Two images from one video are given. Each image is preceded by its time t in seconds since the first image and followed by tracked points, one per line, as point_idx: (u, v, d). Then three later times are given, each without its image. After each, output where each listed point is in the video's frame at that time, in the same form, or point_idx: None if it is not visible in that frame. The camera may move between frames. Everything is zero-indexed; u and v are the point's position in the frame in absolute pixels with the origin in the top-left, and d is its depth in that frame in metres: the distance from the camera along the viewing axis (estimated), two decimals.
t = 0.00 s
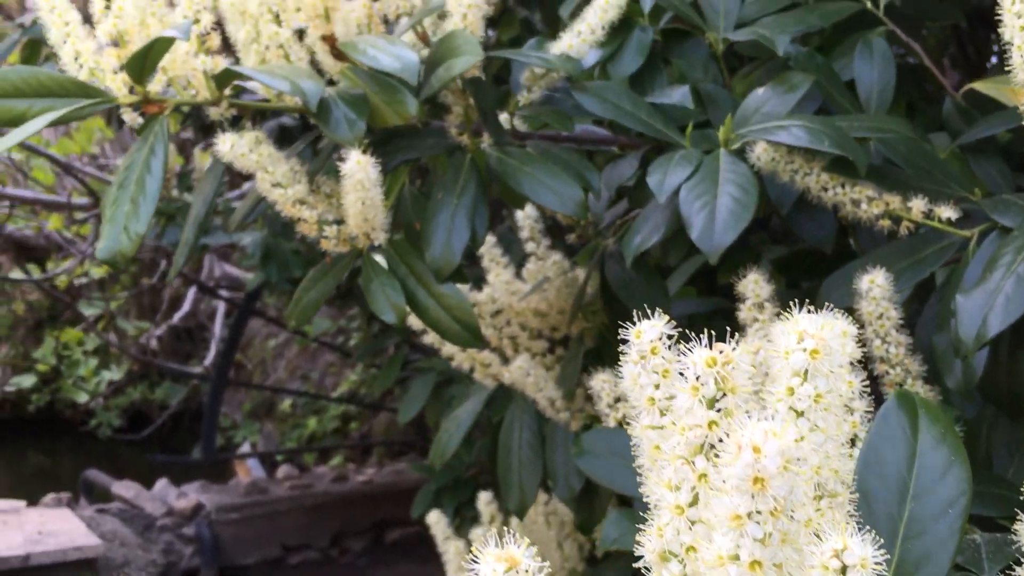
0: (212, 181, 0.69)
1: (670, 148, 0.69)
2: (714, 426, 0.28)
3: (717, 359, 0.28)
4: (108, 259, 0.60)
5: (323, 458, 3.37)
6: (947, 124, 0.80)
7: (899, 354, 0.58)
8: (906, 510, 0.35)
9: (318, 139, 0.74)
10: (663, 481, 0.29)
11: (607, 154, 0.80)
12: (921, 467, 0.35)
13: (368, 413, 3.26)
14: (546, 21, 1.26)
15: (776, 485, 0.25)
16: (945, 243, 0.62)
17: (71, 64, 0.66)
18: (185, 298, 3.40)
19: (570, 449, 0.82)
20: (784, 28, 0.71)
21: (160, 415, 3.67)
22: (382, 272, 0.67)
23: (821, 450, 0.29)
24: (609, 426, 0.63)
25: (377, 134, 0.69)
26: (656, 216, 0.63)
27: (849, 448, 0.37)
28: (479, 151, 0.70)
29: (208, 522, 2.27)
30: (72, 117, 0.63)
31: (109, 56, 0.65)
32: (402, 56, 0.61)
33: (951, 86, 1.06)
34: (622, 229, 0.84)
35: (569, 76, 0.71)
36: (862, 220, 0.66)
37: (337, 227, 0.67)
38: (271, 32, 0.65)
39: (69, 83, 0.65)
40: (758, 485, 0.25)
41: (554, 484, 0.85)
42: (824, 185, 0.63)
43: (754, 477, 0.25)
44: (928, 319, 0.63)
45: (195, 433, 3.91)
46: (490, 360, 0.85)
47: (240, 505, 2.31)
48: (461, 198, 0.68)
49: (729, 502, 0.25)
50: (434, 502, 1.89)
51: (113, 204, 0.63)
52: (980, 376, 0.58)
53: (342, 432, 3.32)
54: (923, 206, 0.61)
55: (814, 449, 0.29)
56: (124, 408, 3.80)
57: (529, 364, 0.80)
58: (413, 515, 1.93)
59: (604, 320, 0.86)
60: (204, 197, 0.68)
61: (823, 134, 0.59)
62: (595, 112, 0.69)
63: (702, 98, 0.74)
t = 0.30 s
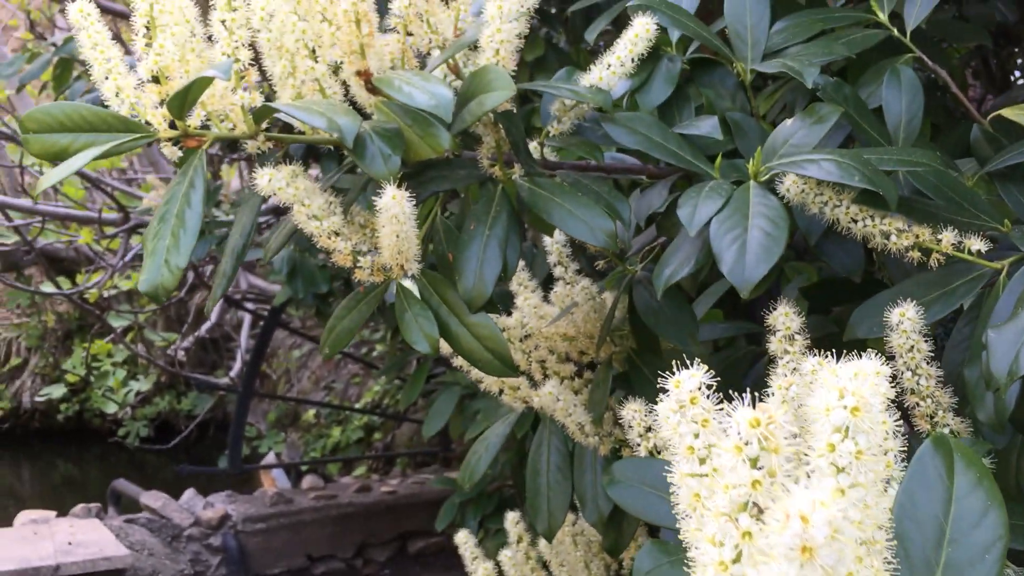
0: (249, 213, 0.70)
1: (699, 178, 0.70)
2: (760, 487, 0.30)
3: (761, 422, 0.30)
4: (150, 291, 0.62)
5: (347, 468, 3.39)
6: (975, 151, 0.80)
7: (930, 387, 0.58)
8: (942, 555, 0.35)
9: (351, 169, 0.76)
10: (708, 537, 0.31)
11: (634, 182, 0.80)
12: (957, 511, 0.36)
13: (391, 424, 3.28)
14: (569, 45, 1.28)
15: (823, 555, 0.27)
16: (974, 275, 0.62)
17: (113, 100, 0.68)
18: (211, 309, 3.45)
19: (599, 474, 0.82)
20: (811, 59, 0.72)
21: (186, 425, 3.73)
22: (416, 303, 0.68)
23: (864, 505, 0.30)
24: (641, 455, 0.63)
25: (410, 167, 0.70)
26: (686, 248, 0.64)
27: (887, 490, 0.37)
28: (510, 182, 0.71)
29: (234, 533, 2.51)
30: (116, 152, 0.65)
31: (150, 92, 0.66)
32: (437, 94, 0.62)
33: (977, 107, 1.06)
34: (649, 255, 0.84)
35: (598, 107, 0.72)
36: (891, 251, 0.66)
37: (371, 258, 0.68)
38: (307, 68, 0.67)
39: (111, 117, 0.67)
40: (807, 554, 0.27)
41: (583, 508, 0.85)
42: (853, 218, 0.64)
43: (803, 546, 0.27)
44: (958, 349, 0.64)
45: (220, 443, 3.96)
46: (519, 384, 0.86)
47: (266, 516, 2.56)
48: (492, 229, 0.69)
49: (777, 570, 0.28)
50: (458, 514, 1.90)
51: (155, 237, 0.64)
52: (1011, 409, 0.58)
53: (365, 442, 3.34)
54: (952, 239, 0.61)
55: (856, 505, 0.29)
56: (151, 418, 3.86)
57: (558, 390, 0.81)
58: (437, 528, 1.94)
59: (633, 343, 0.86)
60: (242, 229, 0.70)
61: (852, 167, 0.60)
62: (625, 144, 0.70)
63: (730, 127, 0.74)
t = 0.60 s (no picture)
0: (282, 235, 0.71)
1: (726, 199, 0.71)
2: (799, 527, 0.30)
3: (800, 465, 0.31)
4: (187, 314, 0.63)
5: (369, 473, 3.41)
6: (1001, 168, 0.80)
7: (959, 409, 0.59)
8: None
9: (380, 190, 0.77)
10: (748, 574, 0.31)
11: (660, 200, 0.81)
12: (992, 542, 0.36)
13: (413, 429, 3.30)
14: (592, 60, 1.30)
15: None
16: (1004, 296, 0.62)
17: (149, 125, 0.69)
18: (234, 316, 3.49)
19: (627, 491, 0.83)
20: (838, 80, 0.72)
21: (209, 430, 3.76)
22: (446, 324, 0.69)
23: (904, 547, 0.30)
24: (671, 474, 0.64)
25: (440, 189, 0.71)
26: (714, 270, 0.65)
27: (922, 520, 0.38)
28: (538, 203, 0.72)
29: (259, 538, 2.54)
30: (153, 177, 0.66)
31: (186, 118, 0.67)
32: (468, 119, 0.63)
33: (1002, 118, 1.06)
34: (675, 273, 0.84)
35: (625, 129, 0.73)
36: (919, 272, 0.67)
37: (402, 279, 0.70)
38: (340, 93, 0.68)
39: (147, 142, 0.68)
40: None
41: (610, 522, 0.85)
42: (882, 239, 0.64)
43: None
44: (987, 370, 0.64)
45: (243, 448, 4.00)
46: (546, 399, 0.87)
47: (290, 521, 2.59)
48: (521, 250, 0.70)
49: None
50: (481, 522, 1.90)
51: (190, 261, 0.65)
52: None
53: (387, 447, 3.36)
54: (981, 260, 0.62)
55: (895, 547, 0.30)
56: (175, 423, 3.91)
57: (584, 407, 0.82)
58: (461, 535, 1.95)
59: (658, 359, 0.86)
60: (275, 250, 0.70)
61: (880, 190, 0.60)
62: (652, 165, 0.71)
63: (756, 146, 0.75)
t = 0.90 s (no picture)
0: (321, 251, 0.72)
1: (762, 213, 0.71)
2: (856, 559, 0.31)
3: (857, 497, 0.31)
4: (230, 331, 0.64)
5: (395, 478, 3.43)
6: None
7: (1001, 426, 0.58)
8: None
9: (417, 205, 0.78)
10: None
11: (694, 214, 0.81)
12: None
13: (438, 434, 3.31)
14: (621, 69, 1.30)
15: None
16: None
17: (191, 143, 0.71)
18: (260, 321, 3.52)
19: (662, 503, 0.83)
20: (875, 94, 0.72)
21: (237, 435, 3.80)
22: (484, 339, 0.70)
23: None
24: (707, 491, 0.64)
25: (477, 206, 0.72)
26: (752, 285, 0.65)
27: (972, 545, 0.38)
28: (574, 219, 0.72)
29: (287, 542, 2.56)
30: (195, 195, 0.67)
31: (228, 137, 0.68)
32: (506, 137, 0.63)
33: None
34: (710, 286, 0.85)
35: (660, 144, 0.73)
36: (958, 287, 0.67)
37: (440, 294, 0.70)
38: (377, 110, 0.69)
39: (190, 160, 0.70)
40: None
41: (644, 535, 0.86)
42: (921, 255, 0.64)
43: None
44: None
45: (270, 452, 4.03)
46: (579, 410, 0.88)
47: (317, 526, 2.60)
48: (557, 265, 0.70)
49: None
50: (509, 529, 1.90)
51: (233, 278, 0.67)
52: None
53: (413, 452, 3.37)
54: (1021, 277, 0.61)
55: None
56: (203, 427, 3.94)
57: (619, 419, 0.82)
58: (488, 542, 1.95)
59: (692, 371, 0.87)
60: (315, 266, 0.71)
61: (919, 207, 0.60)
62: (688, 181, 0.71)
63: (791, 160, 0.75)
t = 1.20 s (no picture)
0: (368, 267, 0.73)
1: (809, 227, 0.71)
2: None
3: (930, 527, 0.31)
4: (279, 345, 0.64)
5: (426, 483, 3.44)
6: None
7: None
8: None
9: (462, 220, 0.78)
10: None
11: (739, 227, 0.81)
12: None
13: (470, 440, 3.32)
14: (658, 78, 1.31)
15: None
16: None
17: (241, 160, 0.72)
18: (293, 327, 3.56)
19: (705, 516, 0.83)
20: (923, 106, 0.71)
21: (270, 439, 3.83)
22: (529, 353, 0.70)
23: None
24: (754, 507, 0.64)
25: (522, 221, 0.73)
26: (801, 301, 0.64)
27: None
28: (619, 233, 0.72)
29: (321, 547, 2.57)
30: (245, 212, 0.68)
31: (278, 154, 0.69)
32: (552, 152, 0.64)
33: None
34: (754, 298, 0.85)
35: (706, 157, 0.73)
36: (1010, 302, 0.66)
37: (486, 309, 0.71)
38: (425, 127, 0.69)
39: (240, 176, 0.71)
40: None
41: (687, 548, 0.85)
42: (972, 270, 0.63)
43: None
44: None
45: (303, 457, 4.07)
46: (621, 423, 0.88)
47: (351, 532, 2.63)
48: (603, 280, 0.70)
49: None
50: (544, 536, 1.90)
51: (282, 294, 0.67)
52: None
53: (444, 458, 3.39)
54: None
55: None
56: (237, 431, 3.98)
57: (663, 433, 0.82)
58: (523, 549, 1.96)
59: (736, 384, 0.86)
60: (361, 281, 0.72)
61: (973, 222, 0.59)
62: (735, 195, 0.71)
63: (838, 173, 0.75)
